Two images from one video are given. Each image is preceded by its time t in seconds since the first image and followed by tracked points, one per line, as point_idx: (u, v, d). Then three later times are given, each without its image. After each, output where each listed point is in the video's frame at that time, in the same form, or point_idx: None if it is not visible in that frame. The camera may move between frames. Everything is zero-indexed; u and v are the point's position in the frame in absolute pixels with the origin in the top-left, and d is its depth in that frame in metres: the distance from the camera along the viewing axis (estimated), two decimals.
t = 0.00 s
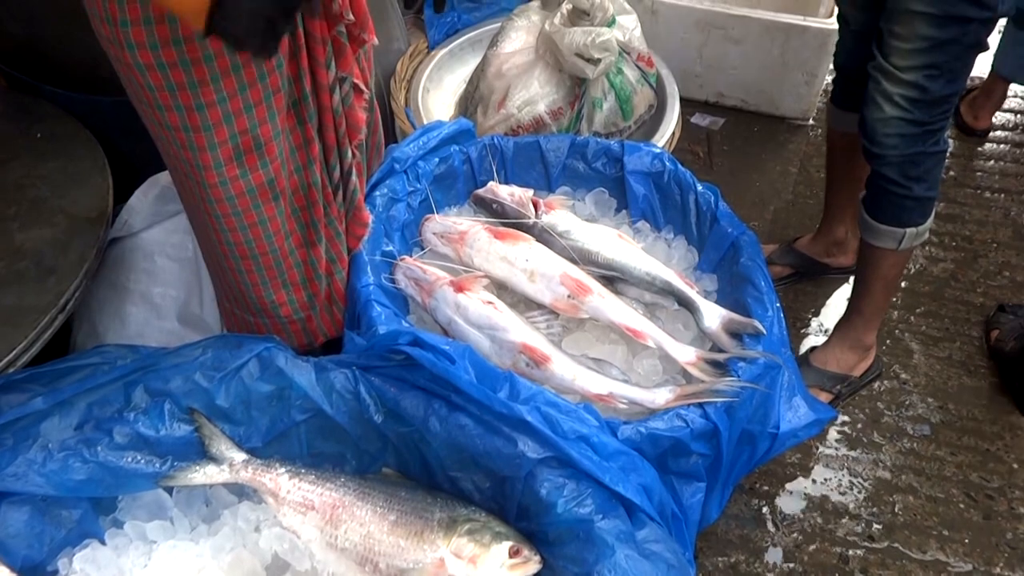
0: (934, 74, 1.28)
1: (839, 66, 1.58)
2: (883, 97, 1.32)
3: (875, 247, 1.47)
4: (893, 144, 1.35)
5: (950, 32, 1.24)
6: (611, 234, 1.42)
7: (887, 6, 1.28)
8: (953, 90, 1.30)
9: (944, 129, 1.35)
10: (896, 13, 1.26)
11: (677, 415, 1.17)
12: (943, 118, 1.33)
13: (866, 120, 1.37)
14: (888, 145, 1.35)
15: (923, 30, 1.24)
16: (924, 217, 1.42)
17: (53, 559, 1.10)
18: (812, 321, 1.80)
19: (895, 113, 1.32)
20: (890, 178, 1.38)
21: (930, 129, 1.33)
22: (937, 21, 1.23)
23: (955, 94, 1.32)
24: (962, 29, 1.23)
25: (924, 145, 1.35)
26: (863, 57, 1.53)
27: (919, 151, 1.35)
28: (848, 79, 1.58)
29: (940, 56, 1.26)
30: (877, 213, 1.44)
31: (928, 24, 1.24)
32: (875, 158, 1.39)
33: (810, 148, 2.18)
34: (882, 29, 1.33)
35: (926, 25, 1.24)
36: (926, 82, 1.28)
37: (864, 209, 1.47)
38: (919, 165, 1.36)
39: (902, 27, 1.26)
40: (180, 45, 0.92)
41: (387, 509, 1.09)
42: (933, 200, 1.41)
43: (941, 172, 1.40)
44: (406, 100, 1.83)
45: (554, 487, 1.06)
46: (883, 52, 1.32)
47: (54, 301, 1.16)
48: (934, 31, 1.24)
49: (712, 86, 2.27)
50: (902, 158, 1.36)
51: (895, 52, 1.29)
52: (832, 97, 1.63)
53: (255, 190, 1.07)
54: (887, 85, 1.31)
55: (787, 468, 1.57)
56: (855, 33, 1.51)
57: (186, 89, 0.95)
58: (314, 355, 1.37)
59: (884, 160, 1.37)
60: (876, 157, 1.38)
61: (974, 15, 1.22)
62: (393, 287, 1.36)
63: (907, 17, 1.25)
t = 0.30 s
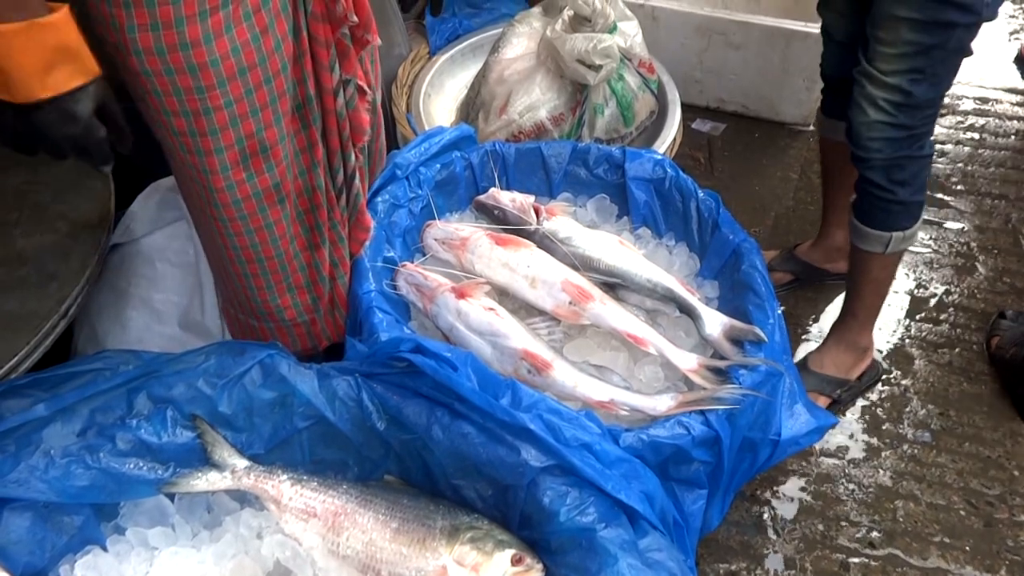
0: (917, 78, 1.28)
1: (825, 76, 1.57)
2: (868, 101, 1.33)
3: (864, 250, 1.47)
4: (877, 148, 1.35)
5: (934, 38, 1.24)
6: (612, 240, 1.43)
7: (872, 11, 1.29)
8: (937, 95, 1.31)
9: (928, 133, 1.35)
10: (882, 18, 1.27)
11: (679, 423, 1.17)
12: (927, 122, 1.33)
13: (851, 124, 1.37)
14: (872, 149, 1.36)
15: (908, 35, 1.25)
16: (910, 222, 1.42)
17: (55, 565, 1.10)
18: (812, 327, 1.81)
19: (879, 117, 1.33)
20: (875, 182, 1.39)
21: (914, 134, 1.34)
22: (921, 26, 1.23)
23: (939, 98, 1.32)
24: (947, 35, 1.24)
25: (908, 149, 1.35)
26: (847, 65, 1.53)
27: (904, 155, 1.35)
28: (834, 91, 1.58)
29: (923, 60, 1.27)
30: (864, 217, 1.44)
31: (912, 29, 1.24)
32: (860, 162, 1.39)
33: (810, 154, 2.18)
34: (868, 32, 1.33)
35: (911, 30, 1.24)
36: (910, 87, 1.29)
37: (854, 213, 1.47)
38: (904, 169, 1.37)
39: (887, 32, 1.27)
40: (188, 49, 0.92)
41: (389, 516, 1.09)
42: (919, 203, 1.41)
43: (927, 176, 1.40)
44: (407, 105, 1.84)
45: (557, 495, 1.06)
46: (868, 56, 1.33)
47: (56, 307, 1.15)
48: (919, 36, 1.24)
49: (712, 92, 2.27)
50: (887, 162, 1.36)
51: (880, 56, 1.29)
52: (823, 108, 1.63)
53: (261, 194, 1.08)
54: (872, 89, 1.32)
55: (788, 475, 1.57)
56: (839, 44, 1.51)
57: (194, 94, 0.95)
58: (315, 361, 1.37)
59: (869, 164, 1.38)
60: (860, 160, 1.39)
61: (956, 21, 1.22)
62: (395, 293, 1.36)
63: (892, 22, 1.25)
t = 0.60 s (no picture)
0: (912, 75, 1.29)
1: (817, 84, 1.58)
2: (861, 96, 1.33)
3: (855, 247, 1.48)
4: (868, 144, 1.36)
5: (932, 33, 1.25)
6: (612, 241, 1.43)
7: (869, 6, 1.29)
8: (930, 92, 1.32)
9: (920, 131, 1.36)
10: (879, 13, 1.27)
11: (679, 424, 1.17)
12: (920, 120, 1.34)
13: (843, 120, 1.37)
14: (863, 145, 1.36)
15: (905, 31, 1.25)
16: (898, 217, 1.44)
17: (55, 566, 1.10)
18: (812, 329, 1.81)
19: (871, 113, 1.33)
20: (864, 177, 1.40)
21: (906, 131, 1.34)
22: (919, 21, 1.24)
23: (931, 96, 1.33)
24: (946, 30, 1.25)
25: (899, 145, 1.36)
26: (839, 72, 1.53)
27: (894, 152, 1.36)
28: (825, 97, 1.58)
29: (918, 56, 1.27)
30: (856, 214, 1.44)
31: (910, 24, 1.24)
32: (850, 157, 1.40)
33: (809, 156, 2.19)
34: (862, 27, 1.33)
35: (909, 26, 1.24)
36: (904, 83, 1.29)
37: (843, 209, 1.48)
38: (895, 166, 1.38)
39: (884, 27, 1.27)
40: (151, 40, 0.93)
41: (390, 518, 1.09)
42: (910, 202, 1.42)
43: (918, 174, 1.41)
44: (407, 107, 1.84)
45: (557, 496, 1.06)
46: (862, 52, 1.33)
47: (55, 308, 1.15)
48: (917, 32, 1.25)
49: (711, 94, 2.28)
50: (877, 158, 1.37)
51: (875, 52, 1.29)
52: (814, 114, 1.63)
53: (228, 189, 1.08)
54: (866, 85, 1.32)
55: (787, 477, 1.57)
56: (829, 53, 1.52)
57: (157, 86, 0.97)
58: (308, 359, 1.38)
59: (860, 160, 1.38)
60: (851, 155, 1.39)
61: (955, 18, 1.23)
62: (395, 295, 1.36)
63: (889, 17, 1.25)
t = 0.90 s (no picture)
0: (975, 76, 1.29)
1: (820, 90, 1.58)
2: (927, 104, 1.32)
3: (909, 248, 1.46)
4: (937, 149, 1.35)
5: (995, 34, 1.26)
6: (613, 245, 1.43)
7: (927, 13, 1.27)
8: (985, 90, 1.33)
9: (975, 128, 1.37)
10: (937, 20, 1.26)
11: (678, 427, 1.17)
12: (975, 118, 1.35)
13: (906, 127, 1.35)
14: (932, 151, 1.35)
15: (972, 35, 1.25)
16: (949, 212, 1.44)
17: (55, 569, 1.10)
18: (812, 332, 1.81)
19: (940, 118, 1.32)
20: (930, 182, 1.38)
21: (967, 130, 1.35)
22: (984, 25, 1.24)
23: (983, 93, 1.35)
24: (1005, 31, 1.27)
25: (964, 145, 1.35)
26: (845, 82, 1.53)
27: (958, 152, 1.36)
28: (829, 104, 1.58)
29: (982, 58, 1.28)
30: (911, 214, 1.42)
31: (976, 28, 1.25)
32: (915, 165, 1.37)
33: (809, 160, 2.19)
34: (912, 37, 1.33)
35: (973, 30, 1.25)
36: (971, 85, 1.29)
37: (892, 212, 1.45)
38: (955, 166, 1.38)
39: (944, 33, 1.26)
40: (146, 63, 0.96)
41: (389, 520, 1.09)
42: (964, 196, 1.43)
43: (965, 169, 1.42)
44: (408, 110, 1.84)
45: (557, 499, 1.06)
46: (919, 59, 1.31)
47: (57, 311, 1.16)
48: (980, 35, 1.25)
49: (712, 98, 2.28)
50: (943, 161, 1.36)
51: (937, 59, 1.29)
52: (816, 121, 1.62)
53: (220, 203, 1.11)
54: (932, 92, 1.31)
55: (787, 480, 1.57)
56: (838, 64, 1.51)
57: (151, 106, 1.00)
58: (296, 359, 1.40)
59: (926, 165, 1.37)
60: (916, 163, 1.37)
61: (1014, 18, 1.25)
62: (395, 298, 1.36)
63: (950, 23, 1.25)
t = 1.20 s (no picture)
0: (1001, 76, 1.31)
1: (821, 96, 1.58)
2: (958, 105, 1.32)
3: (929, 233, 1.47)
4: (967, 145, 1.35)
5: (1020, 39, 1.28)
6: (611, 247, 1.44)
7: (959, 19, 1.27)
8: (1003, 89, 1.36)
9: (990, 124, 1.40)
10: (969, 28, 1.27)
11: (676, 428, 1.17)
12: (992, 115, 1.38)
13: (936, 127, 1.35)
14: (962, 147, 1.35)
15: (1002, 40, 1.27)
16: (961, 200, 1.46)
17: (56, 570, 1.10)
18: (810, 335, 1.82)
19: (972, 118, 1.33)
20: (958, 175, 1.38)
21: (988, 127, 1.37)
22: (1014, 31, 1.26)
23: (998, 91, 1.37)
24: None
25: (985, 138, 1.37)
26: (855, 91, 1.53)
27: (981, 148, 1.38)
28: (832, 113, 1.58)
29: (1008, 60, 1.30)
30: (937, 209, 1.42)
31: (1006, 33, 1.26)
32: (943, 161, 1.37)
33: (808, 163, 2.20)
34: (935, 43, 1.33)
35: (1004, 36, 1.26)
36: (998, 85, 1.31)
37: (915, 207, 1.45)
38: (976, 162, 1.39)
39: (975, 40, 1.27)
40: (153, 84, 0.98)
41: (389, 521, 1.09)
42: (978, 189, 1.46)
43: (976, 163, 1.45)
44: (408, 113, 1.85)
45: (555, 500, 1.07)
46: (948, 62, 1.31)
47: (57, 313, 1.16)
48: (1009, 41, 1.27)
49: (710, 101, 2.29)
50: (970, 158, 1.37)
51: (968, 64, 1.29)
52: (820, 129, 1.63)
53: (225, 213, 1.13)
54: (964, 95, 1.31)
55: (785, 482, 1.57)
56: (845, 74, 1.52)
57: (157, 126, 1.01)
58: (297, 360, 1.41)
59: (955, 164, 1.37)
60: (944, 158, 1.37)
61: None
62: (395, 300, 1.37)
63: (981, 31, 1.26)
